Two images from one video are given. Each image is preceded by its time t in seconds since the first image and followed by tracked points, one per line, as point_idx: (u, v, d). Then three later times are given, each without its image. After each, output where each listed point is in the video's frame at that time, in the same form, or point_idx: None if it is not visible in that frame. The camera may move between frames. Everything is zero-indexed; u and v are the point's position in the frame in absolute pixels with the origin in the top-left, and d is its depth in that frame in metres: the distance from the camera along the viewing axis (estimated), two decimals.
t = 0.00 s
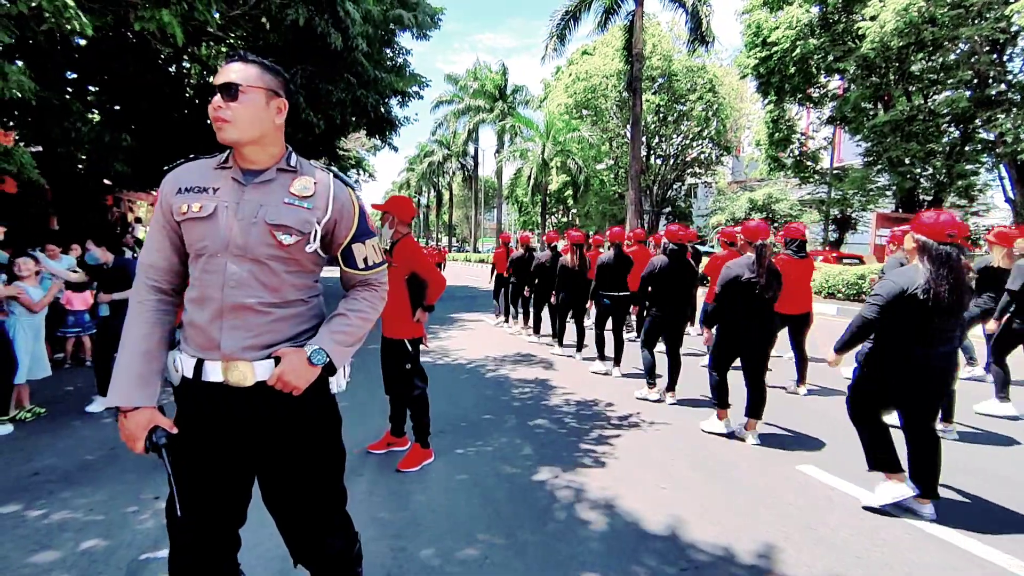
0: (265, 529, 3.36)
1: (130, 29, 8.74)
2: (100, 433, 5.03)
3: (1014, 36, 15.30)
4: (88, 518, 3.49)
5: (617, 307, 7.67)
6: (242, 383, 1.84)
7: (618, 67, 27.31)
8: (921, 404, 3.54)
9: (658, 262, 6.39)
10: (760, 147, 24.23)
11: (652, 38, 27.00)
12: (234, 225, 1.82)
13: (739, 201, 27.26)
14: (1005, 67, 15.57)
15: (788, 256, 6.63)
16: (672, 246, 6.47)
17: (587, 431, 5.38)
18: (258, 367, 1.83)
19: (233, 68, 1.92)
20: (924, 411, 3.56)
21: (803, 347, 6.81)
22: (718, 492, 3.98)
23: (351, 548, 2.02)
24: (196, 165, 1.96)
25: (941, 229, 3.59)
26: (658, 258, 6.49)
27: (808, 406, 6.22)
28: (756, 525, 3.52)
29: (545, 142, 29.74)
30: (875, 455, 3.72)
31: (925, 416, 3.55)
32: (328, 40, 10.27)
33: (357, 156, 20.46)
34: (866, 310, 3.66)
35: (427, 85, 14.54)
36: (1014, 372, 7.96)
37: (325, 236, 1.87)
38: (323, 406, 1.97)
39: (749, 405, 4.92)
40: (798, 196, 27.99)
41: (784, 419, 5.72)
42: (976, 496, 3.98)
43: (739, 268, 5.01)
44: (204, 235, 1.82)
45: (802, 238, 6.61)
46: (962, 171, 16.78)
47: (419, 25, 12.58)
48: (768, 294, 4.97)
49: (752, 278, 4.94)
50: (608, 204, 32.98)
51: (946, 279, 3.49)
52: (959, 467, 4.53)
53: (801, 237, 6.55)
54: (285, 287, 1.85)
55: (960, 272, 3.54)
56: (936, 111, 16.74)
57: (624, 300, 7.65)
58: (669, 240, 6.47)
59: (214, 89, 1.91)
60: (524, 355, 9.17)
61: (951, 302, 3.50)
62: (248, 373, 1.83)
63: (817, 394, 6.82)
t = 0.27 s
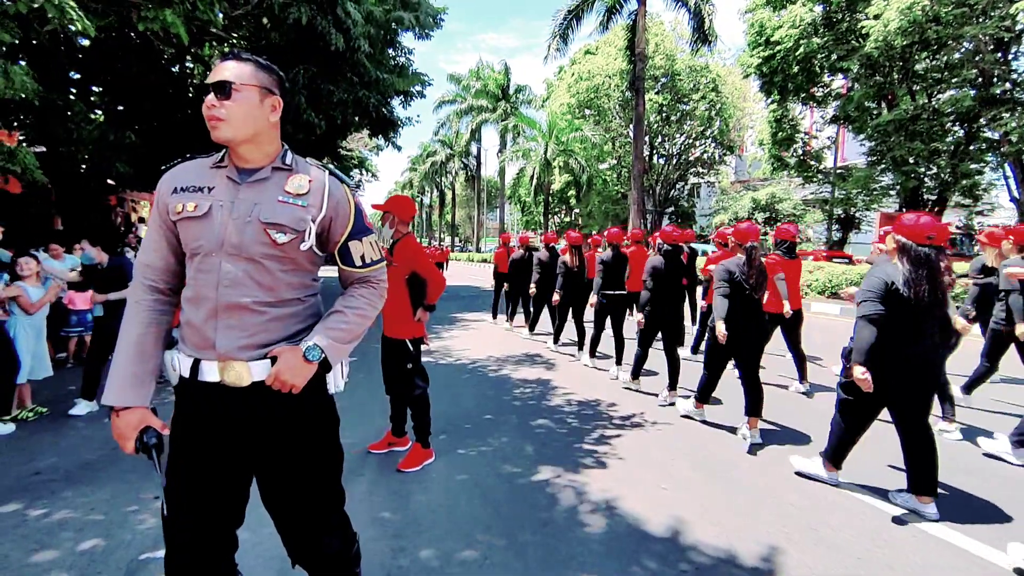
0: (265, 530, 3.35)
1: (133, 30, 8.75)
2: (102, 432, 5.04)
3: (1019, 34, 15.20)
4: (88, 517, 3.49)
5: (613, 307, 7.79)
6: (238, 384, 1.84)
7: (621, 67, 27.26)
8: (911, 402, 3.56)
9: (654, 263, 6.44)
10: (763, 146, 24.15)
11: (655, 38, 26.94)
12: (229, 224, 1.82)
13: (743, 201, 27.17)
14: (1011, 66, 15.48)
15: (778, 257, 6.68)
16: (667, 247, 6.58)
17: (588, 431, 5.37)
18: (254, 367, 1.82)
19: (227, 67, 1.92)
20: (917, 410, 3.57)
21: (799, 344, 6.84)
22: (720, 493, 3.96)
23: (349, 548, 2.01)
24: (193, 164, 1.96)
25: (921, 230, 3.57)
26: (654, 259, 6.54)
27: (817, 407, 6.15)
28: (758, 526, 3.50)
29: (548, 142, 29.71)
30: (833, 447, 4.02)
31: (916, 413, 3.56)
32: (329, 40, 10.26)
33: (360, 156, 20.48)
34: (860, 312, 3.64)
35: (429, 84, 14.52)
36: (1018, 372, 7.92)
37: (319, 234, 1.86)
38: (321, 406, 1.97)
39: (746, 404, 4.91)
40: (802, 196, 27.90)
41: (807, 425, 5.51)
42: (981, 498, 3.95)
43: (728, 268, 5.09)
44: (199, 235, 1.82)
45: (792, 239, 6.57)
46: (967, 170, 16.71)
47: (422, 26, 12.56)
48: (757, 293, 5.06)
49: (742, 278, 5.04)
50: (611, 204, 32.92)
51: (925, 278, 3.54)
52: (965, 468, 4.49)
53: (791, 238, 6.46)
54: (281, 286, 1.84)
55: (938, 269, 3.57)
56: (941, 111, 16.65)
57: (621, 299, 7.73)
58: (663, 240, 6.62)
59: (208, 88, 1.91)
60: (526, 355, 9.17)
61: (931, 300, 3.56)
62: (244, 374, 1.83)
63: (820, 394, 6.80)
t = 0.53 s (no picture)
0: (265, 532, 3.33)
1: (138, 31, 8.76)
2: (104, 432, 5.04)
3: None
4: (89, 519, 3.47)
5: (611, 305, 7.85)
6: (235, 385, 1.82)
7: (625, 67, 27.22)
8: (896, 392, 3.68)
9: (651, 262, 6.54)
10: (769, 146, 24.04)
11: (660, 37, 26.91)
12: (225, 223, 1.81)
13: (748, 201, 27.05)
14: (1019, 65, 15.34)
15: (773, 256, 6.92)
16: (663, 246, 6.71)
17: (592, 431, 5.34)
18: (251, 368, 1.81)
19: (223, 65, 1.91)
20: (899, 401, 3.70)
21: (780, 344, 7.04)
22: (724, 494, 3.93)
23: (349, 551, 1.99)
24: (190, 164, 1.96)
25: (901, 231, 3.71)
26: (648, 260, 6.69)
27: (823, 406, 6.10)
28: (763, 529, 3.46)
29: (552, 142, 29.66)
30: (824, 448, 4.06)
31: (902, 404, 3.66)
32: (332, 40, 10.23)
33: (364, 156, 20.50)
34: (851, 303, 3.69)
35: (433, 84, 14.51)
36: None
37: (317, 233, 1.84)
38: (319, 406, 1.95)
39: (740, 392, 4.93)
40: (807, 195, 27.76)
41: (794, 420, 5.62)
42: (989, 501, 3.91)
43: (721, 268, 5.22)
44: (195, 234, 1.81)
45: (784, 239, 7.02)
46: (974, 169, 16.60)
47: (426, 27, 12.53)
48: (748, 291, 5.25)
49: (734, 277, 5.20)
50: (616, 204, 32.86)
51: (904, 275, 3.73)
52: (971, 470, 4.45)
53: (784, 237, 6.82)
54: (277, 286, 1.83)
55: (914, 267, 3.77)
56: (948, 109, 16.54)
57: (618, 298, 7.82)
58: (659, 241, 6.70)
59: (203, 85, 1.89)
60: (530, 356, 9.15)
61: (909, 296, 3.76)
62: (241, 376, 1.81)
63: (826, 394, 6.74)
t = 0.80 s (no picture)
0: (265, 535, 3.31)
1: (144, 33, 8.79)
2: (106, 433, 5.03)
3: None
4: (89, 521, 3.45)
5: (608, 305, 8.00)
6: (231, 387, 1.80)
7: (630, 67, 27.18)
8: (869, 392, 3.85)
9: (647, 263, 6.78)
10: (775, 146, 23.93)
11: (665, 38, 26.87)
12: (220, 223, 1.78)
13: (753, 202, 26.91)
14: None
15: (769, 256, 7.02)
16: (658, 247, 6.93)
17: (596, 434, 5.29)
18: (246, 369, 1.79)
19: (220, 63, 1.88)
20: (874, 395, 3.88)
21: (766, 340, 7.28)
22: (730, 499, 3.88)
23: (347, 554, 1.96)
24: (187, 163, 1.93)
25: (886, 230, 3.73)
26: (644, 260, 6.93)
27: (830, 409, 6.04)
28: (769, 534, 3.41)
29: (556, 143, 29.60)
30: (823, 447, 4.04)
31: (873, 402, 3.84)
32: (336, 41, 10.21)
33: (369, 158, 20.53)
34: (828, 304, 3.84)
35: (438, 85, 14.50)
36: None
37: (314, 232, 1.81)
38: (316, 407, 1.93)
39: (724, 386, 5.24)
40: (813, 196, 27.61)
41: (794, 420, 5.65)
42: (1000, 506, 3.84)
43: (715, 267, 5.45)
44: (191, 234, 1.79)
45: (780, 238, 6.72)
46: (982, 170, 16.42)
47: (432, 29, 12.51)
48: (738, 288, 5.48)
49: (724, 277, 5.44)
50: (621, 205, 32.77)
51: (888, 275, 3.75)
52: (981, 475, 4.38)
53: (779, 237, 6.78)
54: (273, 286, 1.80)
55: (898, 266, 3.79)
56: (956, 110, 16.41)
57: (616, 298, 7.96)
58: (656, 242, 6.89)
59: (200, 83, 1.86)
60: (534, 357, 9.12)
61: (890, 294, 3.78)
62: (237, 378, 1.79)
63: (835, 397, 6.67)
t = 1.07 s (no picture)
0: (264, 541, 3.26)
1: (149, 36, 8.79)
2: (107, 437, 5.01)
3: None
4: (87, 527, 3.42)
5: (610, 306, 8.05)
6: (226, 394, 1.77)
7: (635, 69, 27.11)
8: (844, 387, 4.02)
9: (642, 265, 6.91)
10: (780, 148, 23.78)
11: (670, 39, 26.81)
12: (215, 224, 1.74)
13: (759, 204, 26.79)
14: None
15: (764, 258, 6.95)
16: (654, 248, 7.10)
17: (600, 439, 5.23)
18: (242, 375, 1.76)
19: (218, 62, 1.83)
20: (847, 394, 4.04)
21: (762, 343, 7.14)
22: (737, 506, 3.81)
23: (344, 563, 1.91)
24: (183, 164, 1.90)
25: (873, 232, 3.94)
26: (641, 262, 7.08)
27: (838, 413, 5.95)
28: (776, 543, 3.35)
29: (561, 145, 29.51)
30: (824, 449, 4.00)
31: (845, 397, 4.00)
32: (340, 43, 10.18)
33: (373, 160, 20.54)
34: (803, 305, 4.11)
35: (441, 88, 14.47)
36: None
37: (309, 235, 1.76)
38: (313, 412, 1.89)
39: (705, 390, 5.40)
40: (819, 198, 27.47)
41: (797, 423, 5.62)
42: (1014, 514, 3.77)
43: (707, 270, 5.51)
44: (185, 236, 1.75)
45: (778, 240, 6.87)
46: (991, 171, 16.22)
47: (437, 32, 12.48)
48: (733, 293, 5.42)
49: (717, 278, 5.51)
50: (626, 207, 32.65)
51: (877, 275, 3.90)
52: (993, 481, 4.30)
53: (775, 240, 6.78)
54: (267, 289, 1.75)
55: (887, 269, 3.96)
56: (964, 111, 16.26)
57: (616, 300, 8.02)
58: (652, 243, 7.09)
59: (197, 83, 1.82)
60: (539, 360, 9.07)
61: (876, 296, 3.92)
62: (232, 385, 1.76)
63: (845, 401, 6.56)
